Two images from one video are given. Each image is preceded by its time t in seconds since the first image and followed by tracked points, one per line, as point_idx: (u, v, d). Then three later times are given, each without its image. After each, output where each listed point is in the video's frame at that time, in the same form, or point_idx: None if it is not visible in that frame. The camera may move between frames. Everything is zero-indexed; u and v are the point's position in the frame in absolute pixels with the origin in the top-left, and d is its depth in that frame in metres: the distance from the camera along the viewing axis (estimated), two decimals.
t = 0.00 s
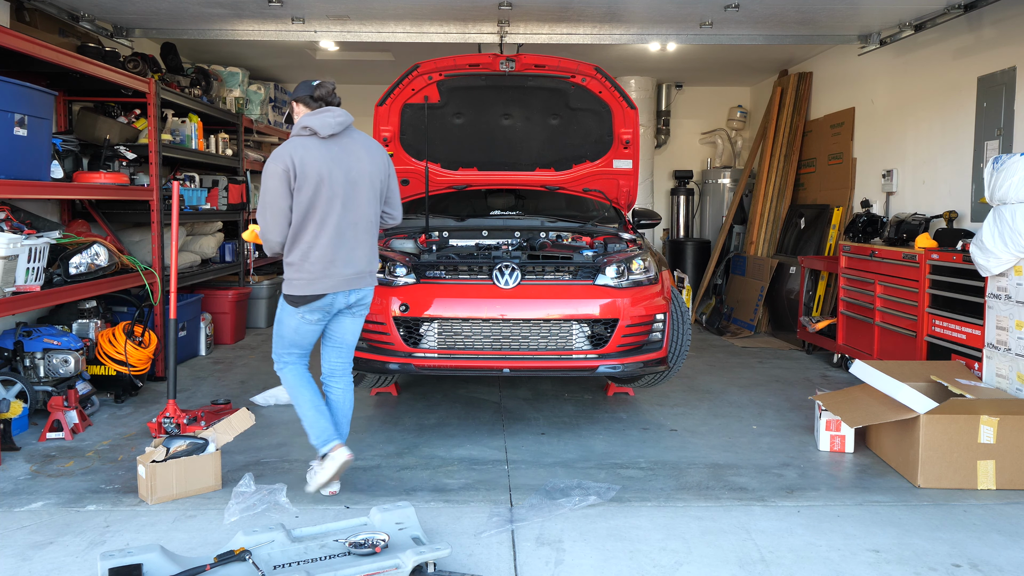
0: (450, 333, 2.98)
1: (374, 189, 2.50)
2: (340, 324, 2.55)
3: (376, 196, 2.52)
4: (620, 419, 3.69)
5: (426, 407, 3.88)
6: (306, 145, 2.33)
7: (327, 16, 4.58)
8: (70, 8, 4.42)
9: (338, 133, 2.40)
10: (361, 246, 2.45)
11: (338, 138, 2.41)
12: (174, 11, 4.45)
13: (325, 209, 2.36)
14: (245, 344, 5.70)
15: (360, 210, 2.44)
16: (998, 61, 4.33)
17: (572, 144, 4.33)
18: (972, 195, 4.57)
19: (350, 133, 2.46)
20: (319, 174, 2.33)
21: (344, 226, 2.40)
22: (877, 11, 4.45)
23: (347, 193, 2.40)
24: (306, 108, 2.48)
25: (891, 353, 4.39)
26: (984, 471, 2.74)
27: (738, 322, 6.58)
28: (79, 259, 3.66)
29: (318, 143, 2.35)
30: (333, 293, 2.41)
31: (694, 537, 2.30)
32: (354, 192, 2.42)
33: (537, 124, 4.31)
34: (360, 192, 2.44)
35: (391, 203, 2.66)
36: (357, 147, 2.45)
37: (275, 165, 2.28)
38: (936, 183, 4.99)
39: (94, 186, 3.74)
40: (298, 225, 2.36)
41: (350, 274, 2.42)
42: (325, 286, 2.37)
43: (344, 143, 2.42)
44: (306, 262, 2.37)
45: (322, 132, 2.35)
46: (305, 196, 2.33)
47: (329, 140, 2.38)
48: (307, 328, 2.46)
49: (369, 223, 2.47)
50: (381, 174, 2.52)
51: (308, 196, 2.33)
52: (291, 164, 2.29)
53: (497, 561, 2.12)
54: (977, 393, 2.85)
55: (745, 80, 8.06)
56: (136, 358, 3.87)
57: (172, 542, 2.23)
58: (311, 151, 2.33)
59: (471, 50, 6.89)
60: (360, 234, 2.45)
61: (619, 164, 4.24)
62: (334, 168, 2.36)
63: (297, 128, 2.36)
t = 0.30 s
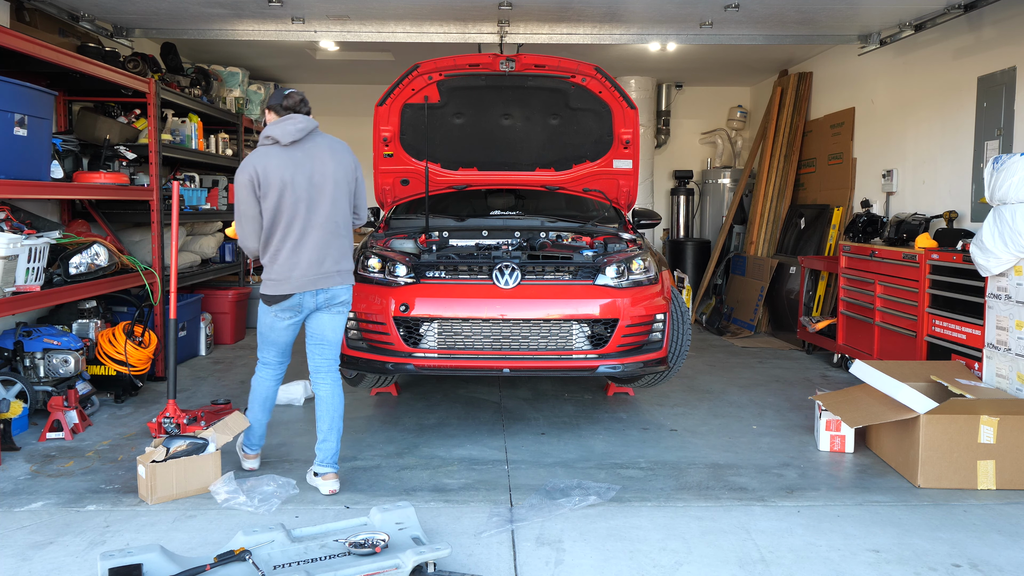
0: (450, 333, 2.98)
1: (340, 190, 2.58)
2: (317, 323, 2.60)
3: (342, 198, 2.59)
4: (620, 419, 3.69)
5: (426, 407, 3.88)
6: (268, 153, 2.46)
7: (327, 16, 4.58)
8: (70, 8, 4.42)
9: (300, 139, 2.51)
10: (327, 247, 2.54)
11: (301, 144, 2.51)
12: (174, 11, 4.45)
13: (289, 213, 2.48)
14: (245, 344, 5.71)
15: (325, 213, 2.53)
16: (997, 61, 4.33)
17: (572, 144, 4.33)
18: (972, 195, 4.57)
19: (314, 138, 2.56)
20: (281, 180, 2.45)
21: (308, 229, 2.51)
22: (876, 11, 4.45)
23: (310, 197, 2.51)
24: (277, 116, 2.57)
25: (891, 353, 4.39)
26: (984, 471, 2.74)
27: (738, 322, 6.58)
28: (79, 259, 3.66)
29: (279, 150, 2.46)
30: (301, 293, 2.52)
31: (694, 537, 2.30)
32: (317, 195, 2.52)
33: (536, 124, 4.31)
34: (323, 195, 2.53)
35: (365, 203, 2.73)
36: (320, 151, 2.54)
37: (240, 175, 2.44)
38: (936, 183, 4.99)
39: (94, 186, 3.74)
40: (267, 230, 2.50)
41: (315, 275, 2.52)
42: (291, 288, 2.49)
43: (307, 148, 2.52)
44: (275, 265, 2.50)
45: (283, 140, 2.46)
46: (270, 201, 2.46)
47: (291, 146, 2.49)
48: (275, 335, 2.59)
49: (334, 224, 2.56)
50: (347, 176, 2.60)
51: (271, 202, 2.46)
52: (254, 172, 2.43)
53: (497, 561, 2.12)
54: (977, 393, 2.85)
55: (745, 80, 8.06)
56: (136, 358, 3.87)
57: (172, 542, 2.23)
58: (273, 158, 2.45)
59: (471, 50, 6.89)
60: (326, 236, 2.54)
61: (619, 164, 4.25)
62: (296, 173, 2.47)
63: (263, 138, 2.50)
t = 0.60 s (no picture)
0: (450, 333, 2.98)
1: (292, 186, 2.72)
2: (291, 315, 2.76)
3: (296, 194, 2.73)
4: (620, 419, 3.69)
5: (426, 407, 3.88)
6: (224, 156, 2.69)
7: (327, 16, 4.58)
8: (70, 8, 4.43)
9: (253, 141, 2.70)
10: (281, 241, 2.70)
11: (255, 145, 2.70)
12: (174, 11, 4.45)
13: (243, 210, 2.69)
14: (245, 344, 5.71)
15: (276, 208, 2.69)
16: (998, 61, 4.33)
17: (572, 144, 4.33)
18: (972, 195, 4.57)
19: (270, 138, 2.73)
20: (234, 180, 2.66)
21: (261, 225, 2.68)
22: (877, 11, 4.45)
23: (261, 193, 2.68)
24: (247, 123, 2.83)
25: (891, 353, 4.39)
26: (984, 471, 2.74)
27: (738, 322, 6.58)
28: (79, 259, 3.65)
29: (233, 153, 2.68)
30: (260, 285, 2.69)
31: (694, 537, 2.30)
32: (268, 192, 2.69)
33: (537, 124, 4.31)
34: (274, 191, 2.69)
35: (329, 198, 2.82)
36: (271, 150, 2.70)
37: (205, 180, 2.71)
38: (936, 183, 4.99)
39: (94, 186, 3.74)
40: (230, 228, 2.73)
41: (270, 267, 2.68)
42: (248, 280, 2.68)
43: (261, 148, 2.70)
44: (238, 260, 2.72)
45: (236, 143, 2.68)
46: (228, 201, 2.69)
47: (245, 148, 2.70)
48: (251, 330, 2.75)
49: (287, 219, 2.70)
50: (300, 172, 2.73)
51: (228, 201, 2.69)
52: (213, 175, 2.68)
53: (497, 561, 2.12)
54: (977, 393, 2.85)
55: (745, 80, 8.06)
56: (136, 358, 3.88)
57: (172, 542, 2.23)
58: (229, 161, 2.68)
59: (471, 50, 6.89)
60: (279, 230, 2.70)
61: (619, 164, 4.25)
62: (246, 172, 2.66)
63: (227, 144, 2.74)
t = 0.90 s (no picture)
0: (450, 333, 2.98)
1: (250, 187, 2.69)
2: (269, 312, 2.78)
3: (258, 195, 2.69)
4: (620, 419, 3.69)
5: (426, 407, 3.88)
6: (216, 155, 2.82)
7: (327, 16, 4.58)
8: (70, 8, 4.43)
9: (233, 140, 2.75)
10: (238, 241, 2.71)
11: (232, 145, 2.75)
12: (174, 11, 4.45)
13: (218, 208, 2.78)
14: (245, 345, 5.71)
15: (236, 207, 2.71)
16: (998, 61, 4.33)
17: (572, 144, 4.33)
18: (972, 195, 4.57)
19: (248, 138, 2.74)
20: (213, 179, 2.77)
21: (225, 224, 2.74)
22: (876, 11, 4.45)
23: (228, 193, 2.73)
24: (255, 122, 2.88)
25: (891, 353, 4.39)
26: (984, 471, 2.74)
27: (738, 322, 6.58)
28: (79, 259, 3.65)
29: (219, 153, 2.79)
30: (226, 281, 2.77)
31: (694, 537, 2.30)
32: (231, 191, 2.72)
33: (536, 124, 4.31)
34: (236, 191, 2.71)
35: (289, 200, 2.66)
36: (240, 150, 2.71)
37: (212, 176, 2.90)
38: (936, 183, 4.99)
39: (94, 186, 3.74)
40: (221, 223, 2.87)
41: (229, 266, 2.73)
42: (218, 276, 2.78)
43: (235, 148, 2.74)
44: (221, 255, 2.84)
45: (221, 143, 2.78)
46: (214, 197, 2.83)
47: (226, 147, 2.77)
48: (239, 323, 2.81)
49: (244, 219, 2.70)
50: (257, 173, 2.68)
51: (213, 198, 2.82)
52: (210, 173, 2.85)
53: (497, 561, 2.12)
54: (977, 393, 2.85)
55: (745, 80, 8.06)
56: (136, 358, 3.88)
57: (172, 542, 2.23)
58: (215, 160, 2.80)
59: (471, 50, 6.89)
60: (238, 229, 2.72)
61: (619, 164, 4.25)
62: (219, 171, 2.73)
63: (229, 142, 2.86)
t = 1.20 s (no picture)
0: (450, 333, 2.98)
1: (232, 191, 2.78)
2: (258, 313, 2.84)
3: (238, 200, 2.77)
4: (620, 419, 3.69)
5: (426, 407, 3.88)
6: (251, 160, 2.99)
7: (327, 16, 4.58)
8: (70, 8, 4.43)
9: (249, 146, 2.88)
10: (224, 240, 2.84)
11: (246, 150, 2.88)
12: (174, 11, 4.45)
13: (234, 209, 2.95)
14: (245, 345, 5.70)
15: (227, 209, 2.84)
16: (997, 61, 4.33)
17: (572, 144, 4.34)
18: (972, 195, 4.57)
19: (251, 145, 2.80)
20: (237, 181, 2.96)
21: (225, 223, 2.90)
22: (877, 11, 4.45)
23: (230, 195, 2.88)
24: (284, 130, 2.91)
25: (891, 353, 4.39)
26: (984, 471, 2.74)
27: (738, 322, 6.58)
28: (79, 259, 3.65)
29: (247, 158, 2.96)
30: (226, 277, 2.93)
31: (694, 536, 2.30)
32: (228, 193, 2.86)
33: (537, 124, 4.31)
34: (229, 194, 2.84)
35: (247, 209, 2.65)
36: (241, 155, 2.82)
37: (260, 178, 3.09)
38: (936, 183, 4.99)
39: (94, 186, 3.74)
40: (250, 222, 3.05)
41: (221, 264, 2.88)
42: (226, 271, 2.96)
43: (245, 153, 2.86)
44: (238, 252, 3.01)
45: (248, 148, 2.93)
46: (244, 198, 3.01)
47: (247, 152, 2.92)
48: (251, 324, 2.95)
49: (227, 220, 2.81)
50: (237, 179, 2.75)
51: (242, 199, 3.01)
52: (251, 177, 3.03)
53: (497, 561, 2.12)
54: (976, 393, 2.85)
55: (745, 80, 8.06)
56: (136, 358, 3.88)
57: (172, 542, 2.23)
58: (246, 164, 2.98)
59: (471, 50, 6.90)
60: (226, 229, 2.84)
61: (619, 164, 4.25)
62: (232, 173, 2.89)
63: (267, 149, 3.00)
